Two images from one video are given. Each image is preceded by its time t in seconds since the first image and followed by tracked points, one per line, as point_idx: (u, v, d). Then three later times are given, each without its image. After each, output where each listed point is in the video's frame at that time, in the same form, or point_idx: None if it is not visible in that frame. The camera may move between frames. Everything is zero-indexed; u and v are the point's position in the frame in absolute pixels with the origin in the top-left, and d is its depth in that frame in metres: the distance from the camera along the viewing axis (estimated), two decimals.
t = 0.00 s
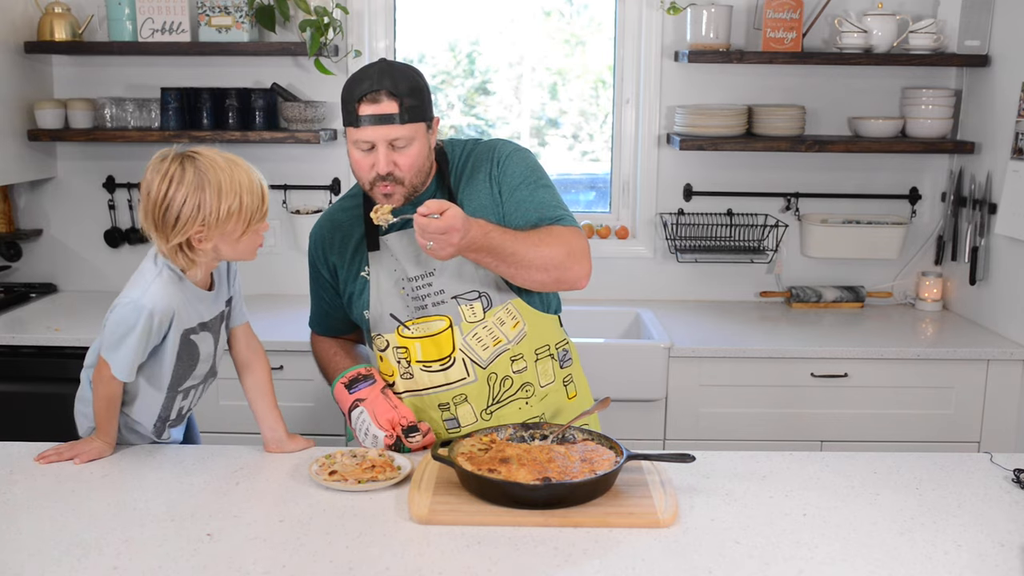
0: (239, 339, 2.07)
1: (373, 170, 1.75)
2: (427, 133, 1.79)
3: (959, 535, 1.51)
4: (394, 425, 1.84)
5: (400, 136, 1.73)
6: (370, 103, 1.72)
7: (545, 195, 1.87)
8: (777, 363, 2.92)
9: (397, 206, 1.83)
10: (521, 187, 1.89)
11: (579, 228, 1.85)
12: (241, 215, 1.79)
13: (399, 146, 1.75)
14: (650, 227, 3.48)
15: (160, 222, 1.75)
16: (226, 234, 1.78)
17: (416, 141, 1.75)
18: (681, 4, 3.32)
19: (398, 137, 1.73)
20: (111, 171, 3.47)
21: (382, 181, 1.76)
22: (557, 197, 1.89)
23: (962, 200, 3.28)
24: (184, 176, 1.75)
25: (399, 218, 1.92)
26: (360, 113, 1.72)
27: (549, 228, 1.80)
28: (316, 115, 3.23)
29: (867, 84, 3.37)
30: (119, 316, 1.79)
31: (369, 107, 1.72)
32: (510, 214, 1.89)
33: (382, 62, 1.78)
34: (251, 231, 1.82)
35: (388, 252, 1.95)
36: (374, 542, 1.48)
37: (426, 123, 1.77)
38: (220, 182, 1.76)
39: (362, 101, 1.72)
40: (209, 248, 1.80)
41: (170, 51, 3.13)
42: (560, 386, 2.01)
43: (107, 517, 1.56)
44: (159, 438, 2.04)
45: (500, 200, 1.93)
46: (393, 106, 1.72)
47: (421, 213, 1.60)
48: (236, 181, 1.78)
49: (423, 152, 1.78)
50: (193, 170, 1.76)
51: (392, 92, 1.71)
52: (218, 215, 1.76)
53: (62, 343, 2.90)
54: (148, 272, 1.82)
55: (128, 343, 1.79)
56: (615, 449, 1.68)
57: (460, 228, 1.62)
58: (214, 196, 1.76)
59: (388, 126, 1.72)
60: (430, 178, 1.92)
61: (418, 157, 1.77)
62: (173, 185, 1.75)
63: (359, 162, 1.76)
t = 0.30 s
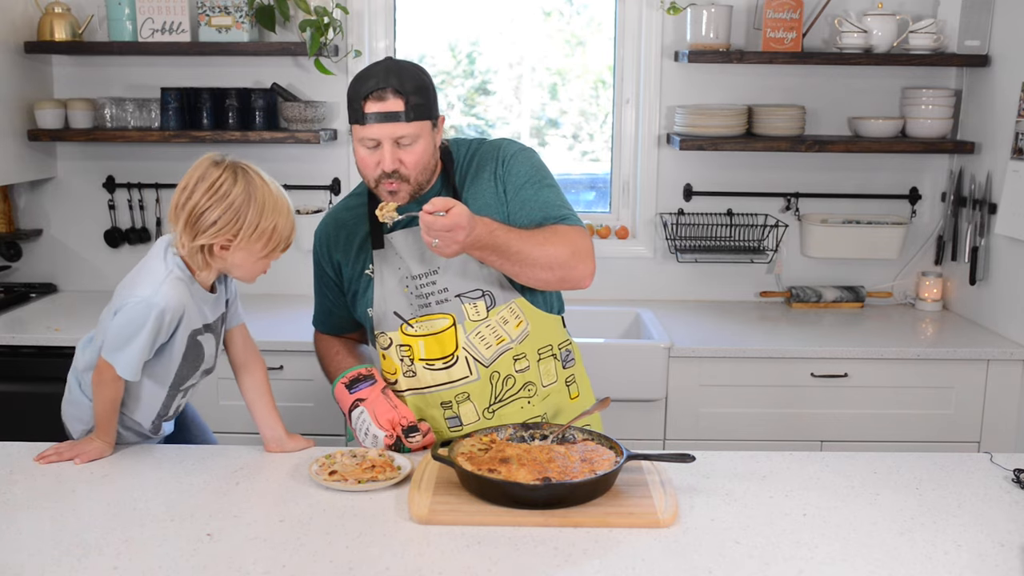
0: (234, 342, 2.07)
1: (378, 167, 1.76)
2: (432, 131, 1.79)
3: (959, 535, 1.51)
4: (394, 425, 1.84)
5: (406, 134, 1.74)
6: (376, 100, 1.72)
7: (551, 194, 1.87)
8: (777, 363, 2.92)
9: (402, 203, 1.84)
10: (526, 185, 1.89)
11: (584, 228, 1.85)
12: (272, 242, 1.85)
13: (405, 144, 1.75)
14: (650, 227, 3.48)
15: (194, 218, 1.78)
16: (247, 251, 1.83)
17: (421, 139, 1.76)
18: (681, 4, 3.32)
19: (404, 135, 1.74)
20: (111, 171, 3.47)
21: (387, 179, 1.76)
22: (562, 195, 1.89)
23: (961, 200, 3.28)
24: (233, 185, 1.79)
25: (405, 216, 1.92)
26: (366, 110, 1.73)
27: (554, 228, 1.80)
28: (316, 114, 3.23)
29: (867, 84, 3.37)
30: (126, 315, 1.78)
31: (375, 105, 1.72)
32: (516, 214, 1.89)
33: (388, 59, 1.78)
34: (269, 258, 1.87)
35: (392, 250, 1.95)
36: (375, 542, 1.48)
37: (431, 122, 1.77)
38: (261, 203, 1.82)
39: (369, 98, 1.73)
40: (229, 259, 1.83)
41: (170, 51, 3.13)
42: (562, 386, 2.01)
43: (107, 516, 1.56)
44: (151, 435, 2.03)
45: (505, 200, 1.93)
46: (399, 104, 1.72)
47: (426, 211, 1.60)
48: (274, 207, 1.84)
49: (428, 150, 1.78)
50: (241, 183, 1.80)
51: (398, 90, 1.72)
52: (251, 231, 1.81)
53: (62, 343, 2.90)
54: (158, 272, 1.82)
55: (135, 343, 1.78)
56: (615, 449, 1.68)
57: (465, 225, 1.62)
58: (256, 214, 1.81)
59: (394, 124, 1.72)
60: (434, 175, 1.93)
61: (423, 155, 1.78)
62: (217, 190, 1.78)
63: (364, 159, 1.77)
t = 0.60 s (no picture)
0: (233, 343, 2.06)
1: (390, 160, 1.77)
2: (444, 125, 1.81)
3: (959, 535, 1.51)
4: (394, 425, 1.84)
5: (419, 126, 1.75)
6: (390, 92, 1.74)
7: (564, 196, 1.89)
8: (777, 363, 2.92)
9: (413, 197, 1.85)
10: (540, 187, 1.90)
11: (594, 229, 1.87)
12: (274, 245, 1.82)
13: (417, 136, 1.76)
14: (650, 227, 3.48)
15: (199, 208, 1.78)
16: (245, 249, 1.81)
17: (433, 132, 1.77)
18: (681, 4, 3.32)
19: (417, 127, 1.75)
20: (111, 171, 3.47)
21: (399, 170, 1.77)
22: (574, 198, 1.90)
23: (961, 200, 3.28)
24: (242, 182, 1.79)
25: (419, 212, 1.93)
26: (380, 102, 1.75)
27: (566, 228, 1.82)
28: (316, 114, 3.23)
29: (867, 84, 3.37)
30: (124, 300, 1.81)
31: (388, 96, 1.74)
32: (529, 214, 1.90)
33: (401, 55, 1.81)
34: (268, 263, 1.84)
35: (402, 245, 1.96)
36: (374, 543, 1.48)
37: (443, 116, 1.79)
38: (268, 206, 1.80)
39: (382, 90, 1.75)
40: (228, 256, 1.81)
41: (170, 51, 3.13)
42: (568, 386, 2.01)
43: (107, 517, 1.56)
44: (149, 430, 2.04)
45: (518, 199, 1.93)
46: (412, 96, 1.74)
47: (443, 209, 1.60)
48: (282, 212, 1.82)
49: (440, 143, 1.80)
50: (252, 183, 1.80)
51: (411, 82, 1.74)
52: (253, 229, 1.79)
53: (62, 343, 2.90)
54: (157, 258, 1.84)
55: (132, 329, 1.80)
56: (615, 449, 1.68)
57: (482, 225, 1.63)
58: (261, 212, 1.80)
59: (407, 116, 1.74)
60: (446, 172, 1.93)
61: (435, 148, 1.79)
62: (226, 184, 1.78)
63: (376, 152, 1.78)
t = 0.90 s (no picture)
0: (233, 344, 2.07)
1: (402, 155, 1.79)
2: (455, 120, 1.83)
3: (959, 535, 1.51)
4: (395, 426, 1.84)
5: (430, 122, 1.77)
6: (402, 88, 1.76)
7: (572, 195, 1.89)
8: (777, 363, 2.92)
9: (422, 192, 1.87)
10: (548, 185, 1.91)
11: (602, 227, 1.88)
12: (269, 237, 1.82)
13: (429, 132, 1.78)
14: (650, 227, 3.48)
15: (197, 193, 1.80)
16: (240, 236, 1.80)
17: (444, 127, 1.79)
18: (681, 4, 3.32)
19: (428, 123, 1.77)
20: (111, 171, 3.47)
21: (410, 166, 1.80)
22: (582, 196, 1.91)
23: (961, 200, 3.28)
24: (241, 171, 1.81)
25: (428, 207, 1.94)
26: (392, 98, 1.76)
27: (575, 224, 1.82)
28: (316, 114, 3.23)
29: (867, 84, 3.37)
30: (112, 286, 1.82)
31: (400, 92, 1.76)
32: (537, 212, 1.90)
33: (412, 51, 1.82)
34: (262, 255, 1.84)
35: (411, 241, 1.97)
36: (375, 543, 1.48)
37: (453, 111, 1.81)
38: (266, 196, 1.81)
39: (395, 87, 1.76)
40: (222, 243, 1.81)
41: (170, 51, 3.13)
42: (572, 384, 2.01)
43: (108, 517, 1.56)
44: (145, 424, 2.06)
45: (525, 197, 1.93)
46: (424, 92, 1.75)
47: (457, 203, 1.61)
48: (279, 203, 1.82)
49: (451, 138, 1.81)
50: (252, 173, 1.81)
51: (423, 79, 1.75)
52: (247, 217, 1.80)
53: (62, 343, 2.90)
54: (150, 248, 1.87)
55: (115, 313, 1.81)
56: (615, 449, 1.68)
57: (495, 221, 1.64)
58: (257, 202, 1.80)
59: (419, 112, 1.76)
60: (455, 168, 1.93)
61: (446, 143, 1.81)
62: (224, 172, 1.80)
63: (388, 147, 1.80)
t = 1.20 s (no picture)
0: (253, 341, 2.07)
1: (409, 155, 1.79)
2: (462, 121, 1.83)
3: (959, 535, 1.51)
4: (395, 426, 1.84)
5: (438, 122, 1.77)
6: (410, 89, 1.76)
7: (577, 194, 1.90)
8: (778, 363, 2.92)
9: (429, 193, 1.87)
10: (554, 185, 1.91)
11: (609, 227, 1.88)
12: (310, 223, 1.81)
13: (437, 132, 1.79)
14: (650, 227, 3.48)
15: (243, 174, 1.80)
16: (282, 219, 1.80)
17: (452, 127, 1.80)
18: (681, 4, 3.32)
19: (437, 123, 1.77)
20: (111, 171, 3.47)
21: (418, 166, 1.80)
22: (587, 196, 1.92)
23: (961, 201, 3.28)
24: (286, 157, 1.81)
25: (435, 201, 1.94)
26: (400, 98, 1.77)
27: (582, 221, 1.82)
28: (316, 114, 3.23)
29: (866, 84, 3.37)
30: (149, 276, 1.77)
31: (408, 92, 1.76)
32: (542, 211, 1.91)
33: (419, 52, 1.82)
34: (300, 241, 1.83)
35: (416, 241, 1.97)
36: (374, 543, 1.48)
37: (461, 112, 1.81)
38: (309, 182, 1.81)
39: (403, 87, 1.76)
40: (263, 225, 1.81)
41: (170, 51, 3.13)
42: (576, 382, 2.02)
43: (108, 517, 1.56)
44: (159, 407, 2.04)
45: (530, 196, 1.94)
46: (432, 92, 1.76)
47: (464, 189, 1.61)
48: (321, 191, 1.82)
49: (458, 139, 1.82)
50: (296, 160, 1.81)
51: (431, 79, 1.76)
52: (291, 200, 1.79)
53: (62, 343, 2.90)
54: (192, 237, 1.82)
55: (154, 305, 1.76)
56: (615, 449, 1.68)
57: (501, 209, 1.64)
58: (303, 185, 1.80)
59: (427, 112, 1.76)
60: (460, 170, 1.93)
61: (453, 143, 1.81)
62: (269, 156, 1.80)
63: (395, 147, 1.80)
